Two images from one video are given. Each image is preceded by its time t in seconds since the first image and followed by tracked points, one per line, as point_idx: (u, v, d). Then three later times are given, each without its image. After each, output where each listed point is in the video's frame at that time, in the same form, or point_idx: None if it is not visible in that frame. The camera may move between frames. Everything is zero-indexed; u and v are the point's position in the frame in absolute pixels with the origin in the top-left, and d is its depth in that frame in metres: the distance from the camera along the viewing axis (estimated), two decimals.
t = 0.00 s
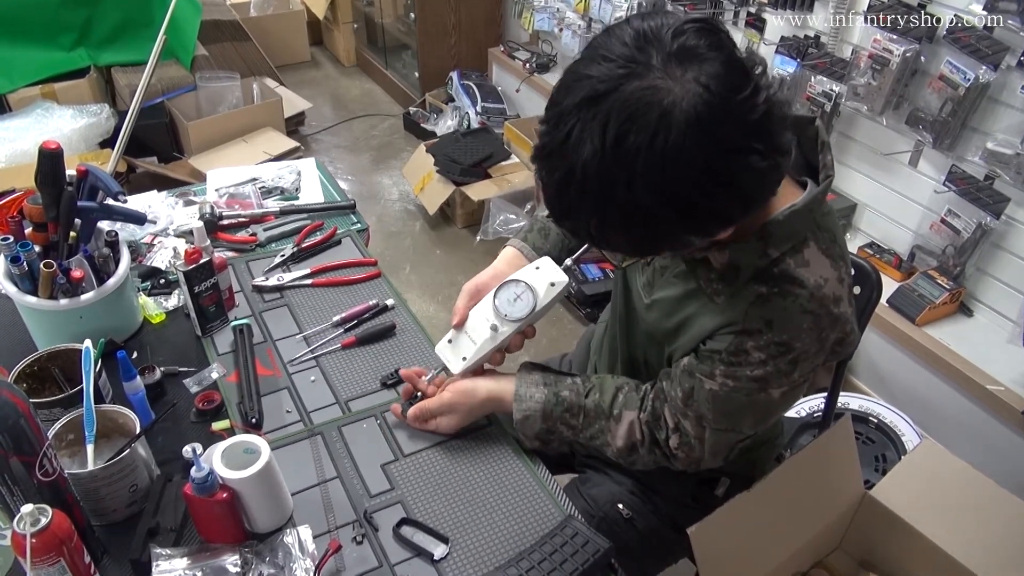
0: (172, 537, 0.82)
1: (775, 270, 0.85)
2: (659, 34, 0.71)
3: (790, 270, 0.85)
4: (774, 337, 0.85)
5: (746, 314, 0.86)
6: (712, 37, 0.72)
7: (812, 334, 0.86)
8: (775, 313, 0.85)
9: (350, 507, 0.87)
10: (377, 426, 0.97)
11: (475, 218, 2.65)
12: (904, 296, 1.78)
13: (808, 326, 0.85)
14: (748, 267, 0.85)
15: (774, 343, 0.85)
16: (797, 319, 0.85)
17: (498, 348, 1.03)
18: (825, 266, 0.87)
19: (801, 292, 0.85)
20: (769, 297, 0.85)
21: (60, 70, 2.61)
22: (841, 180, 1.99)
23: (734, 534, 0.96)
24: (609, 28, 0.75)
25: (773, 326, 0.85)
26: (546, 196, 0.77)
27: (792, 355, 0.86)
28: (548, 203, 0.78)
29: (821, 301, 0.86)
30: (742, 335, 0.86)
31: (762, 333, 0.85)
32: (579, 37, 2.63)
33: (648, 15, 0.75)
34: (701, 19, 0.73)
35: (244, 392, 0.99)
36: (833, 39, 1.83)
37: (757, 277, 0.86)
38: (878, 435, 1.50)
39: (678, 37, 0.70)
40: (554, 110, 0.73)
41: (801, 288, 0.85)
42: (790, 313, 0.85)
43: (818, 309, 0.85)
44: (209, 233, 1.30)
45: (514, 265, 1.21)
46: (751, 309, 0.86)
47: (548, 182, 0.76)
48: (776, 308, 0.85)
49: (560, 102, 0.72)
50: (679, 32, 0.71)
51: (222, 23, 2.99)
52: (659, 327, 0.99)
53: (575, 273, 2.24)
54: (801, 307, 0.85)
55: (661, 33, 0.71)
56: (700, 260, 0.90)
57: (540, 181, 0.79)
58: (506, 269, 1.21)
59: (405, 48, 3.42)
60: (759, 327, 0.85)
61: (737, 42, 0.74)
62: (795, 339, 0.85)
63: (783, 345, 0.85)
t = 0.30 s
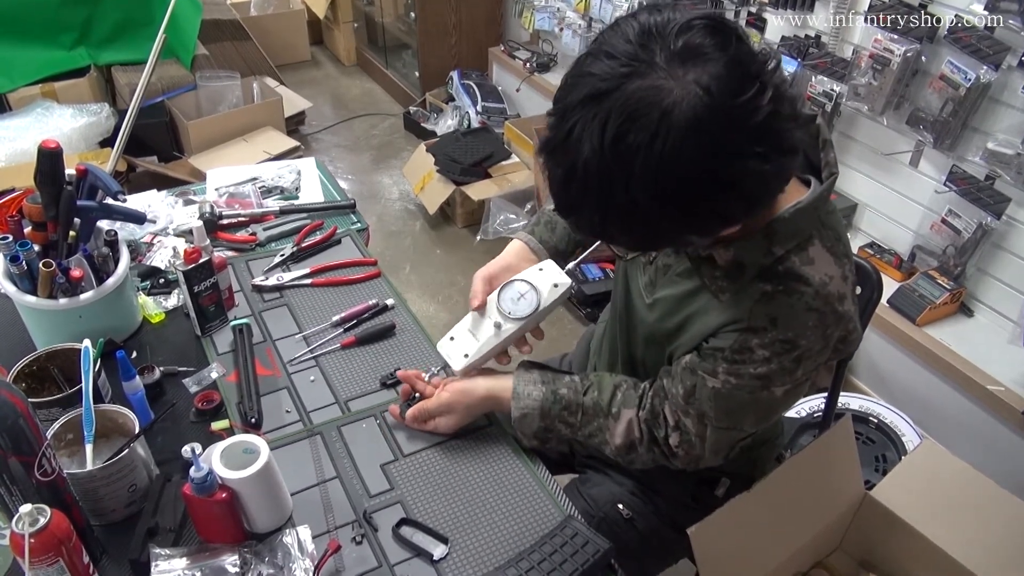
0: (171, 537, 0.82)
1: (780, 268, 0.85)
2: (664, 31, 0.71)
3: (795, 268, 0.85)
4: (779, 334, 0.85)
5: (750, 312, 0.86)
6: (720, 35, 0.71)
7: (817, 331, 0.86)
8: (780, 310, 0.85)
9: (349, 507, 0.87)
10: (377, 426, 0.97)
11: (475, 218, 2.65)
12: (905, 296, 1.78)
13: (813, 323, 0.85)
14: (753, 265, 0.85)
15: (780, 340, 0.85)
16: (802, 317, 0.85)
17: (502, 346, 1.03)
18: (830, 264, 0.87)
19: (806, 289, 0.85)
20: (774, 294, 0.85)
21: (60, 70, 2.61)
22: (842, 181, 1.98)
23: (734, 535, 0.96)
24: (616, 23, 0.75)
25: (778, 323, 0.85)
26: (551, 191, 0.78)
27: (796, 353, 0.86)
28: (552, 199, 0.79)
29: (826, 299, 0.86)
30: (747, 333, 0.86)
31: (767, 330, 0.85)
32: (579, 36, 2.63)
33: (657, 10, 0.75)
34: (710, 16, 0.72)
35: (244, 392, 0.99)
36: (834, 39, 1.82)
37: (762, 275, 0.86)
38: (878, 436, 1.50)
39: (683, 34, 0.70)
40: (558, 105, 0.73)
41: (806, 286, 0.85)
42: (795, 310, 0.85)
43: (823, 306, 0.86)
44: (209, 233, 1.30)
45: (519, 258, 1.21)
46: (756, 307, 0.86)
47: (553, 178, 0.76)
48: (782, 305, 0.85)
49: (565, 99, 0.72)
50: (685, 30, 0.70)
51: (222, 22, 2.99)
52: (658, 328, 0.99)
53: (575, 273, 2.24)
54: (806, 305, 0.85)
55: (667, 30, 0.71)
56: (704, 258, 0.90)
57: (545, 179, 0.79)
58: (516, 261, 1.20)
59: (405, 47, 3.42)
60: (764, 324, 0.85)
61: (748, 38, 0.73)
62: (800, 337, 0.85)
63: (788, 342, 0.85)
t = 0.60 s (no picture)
0: (170, 537, 0.82)
1: (782, 268, 0.85)
2: (676, 28, 0.71)
3: (797, 267, 0.85)
4: (781, 334, 0.85)
5: (753, 311, 0.86)
6: (730, 33, 0.72)
7: (819, 331, 0.86)
8: (782, 310, 0.85)
9: (349, 507, 0.87)
10: (377, 426, 0.97)
11: (475, 218, 2.65)
12: (905, 295, 1.77)
13: (815, 323, 0.85)
14: (756, 265, 0.85)
15: (781, 340, 0.85)
16: (805, 317, 0.85)
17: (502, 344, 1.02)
18: (832, 264, 0.87)
19: (808, 289, 0.85)
20: (776, 294, 0.85)
21: (60, 69, 2.61)
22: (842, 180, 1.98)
23: (734, 535, 0.96)
24: (624, 20, 0.75)
25: (780, 323, 0.85)
26: (557, 190, 0.77)
27: (797, 353, 0.86)
28: (558, 198, 0.78)
29: (828, 299, 0.86)
30: (749, 332, 0.86)
31: (769, 330, 0.85)
32: (579, 35, 2.63)
33: (665, 7, 0.75)
34: (719, 14, 0.73)
35: (243, 392, 0.99)
36: (833, 38, 1.82)
37: (764, 275, 0.85)
38: (878, 435, 1.50)
39: (695, 31, 0.70)
40: (567, 102, 0.72)
41: (808, 286, 0.85)
42: (798, 310, 0.85)
43: (825, 306, 0.86)
44: (209, 232, 1.29)
45: (506, 248, 1.18)
46: (758, 306, 0.86)
47: (559, 176, 0.76)
48: (784, 305, 0.85)
49: (573, 96, 0.72)
50: (696, 27, 0.71)
51: (222, 22, 2.99)
52: (660, 328, 0.99)
53: (575, 272, 2.24)
54: (809, 305, 0.85)
55: (678, 27, 0.71)
56: (705, 258, 0.90)
57: (550, 178, 0.78)
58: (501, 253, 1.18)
59: (405, 47, 3.42)
60: (767, 324, 0.85)
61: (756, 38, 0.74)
62: (802, 336, 0.85)
63: (790, 342, 0.85)
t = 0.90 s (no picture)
0: (171, 537, 0.82)
1: (785, 271, 0.85)
2: (681, 33, 0.71)
3: (800, 271, 0.85)
4: (785, 337, 0.85)
5: (756, 315, 0.85)
6: (735, 37, 0.72)
7: (822, 334, 0.86)
8: (785, 313, 0.85)
9: (350, 507, 0.87)
10: (378, 426, 0.97)
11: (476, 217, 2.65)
12: (905, 295, 1.78)
13: (818, 327, 0.86)
14: (759, 268, 0.84)
15: (784, 343, 0.85)
16: (808, 320, 0.85)
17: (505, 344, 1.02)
18: (835, 267, 0.88)
19: (811, 293, 0.85)
20: (779, 297, 0.85)
21: (60, 69, 2.61)
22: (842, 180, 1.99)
23: (734, 536, 0.96)
24: (629, 25, 0.75)
25: (783, 326, 0.85)
26: (562, 194, 0.77)
27: (800, 356, 0.86)
28: (564, 205, 0.79)
29: (831, 302, 0.86)
30: (752, 335, 0.85)
31: (773, 333, 0.85)
32: (580, 35, 2.63)
33: (670, 12, 0.76)
34: (724, 19, 0.74)
35: (244, 392, 0.99)
36: (834, 39, 1.82)
37: (767, 278, 0.85)
38: (878, 435, 1.50)
39: (700, 36, 0.71)
40: (573, 109, 0.73)
41: (811, 289, 0.85)
42: (801, 313, 0.85)
43: (828, 309, 0.86)
44: (209, 232, 1.29)
45: (508, 247, 1.17)
46: (761, 310, 0.85)
47: (564, 181, 0.76)
48: (786, 308, 0.85)
49: (580, 102, 0.72)
50: (701, 32, 0.71)
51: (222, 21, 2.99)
52: (662, 329, 0.99)
53: (576, 272, 2.24)
54: (812, 308, 0.85)
55: (683, 32, 0.71)
56: (708, 260, 0.88)
57: (556, 181, 0.79)
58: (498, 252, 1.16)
59: (405, 47, 3.42)
60: (770, 327, 0.85)
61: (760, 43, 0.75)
62: (805, 340, 0.85)
63: (793, 345, 0.85)
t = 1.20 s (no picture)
0: (171, 537, 0.82)
1: (786, 272, 0.85)
2: (688, 31, 0.71)
3: (801, 271, 0.85)
4: (785, 338, 0.85)
5: (757, 315, 0.85)
6: (742, 35, 0.72)
7: (822, 334, 0.86)
8: (785, 314, 0.85)
9: (349, 507, 0.87)
10: (377, 426, 0.97)
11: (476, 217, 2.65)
12: (904, 295, 1.78)
13: (818, 328, 0.86)
14: (760, 268, 0.84)
15: (784, 343, 0.85)
16: (808, 320, 0.85)
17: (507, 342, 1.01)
18: (835, 267, 0.88)
19: (811, 293, 0.85)
20: (780, 298, 0.85)
21: (60, 69, 2.61)
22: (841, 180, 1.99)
23: (734, 536, 0.96)
24: (634, 23, 0.75)
25: (783, 327, 0.85)
26: (567, 194, 0.78)
27: (800, 356, 0.86)
28: (568, 204, 0.79)
29: (831, 302, 0.86)
30: (752, 335, 0.85)
31: (773, 333, 0.85)
32: (579, 35, 2.63)
33: (675, 11, 0.75)
34: (730, 17, 0.73)
35: (244, 392, 0.99)
36: (833, 39, 1.82)
37: (768, 278, 0.85)
38: (878, 435, 1.50)
39: (707, 34, 0.71)
40: (579, 106, 0.73)
41: (811, 290, 0.85)
42: (801, 313, 0.85)
43: (828, 309, 0.86)
44: (209, 232, 1.29)
45: (512, 254, 1.18)
46: (762, 310, 0.85)
47: (569, 181, 0.76)
48: (786, 309, 0.85)
49: (586, 100, 0.72)
50: (708, 30, 0.71)
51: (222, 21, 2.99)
52: (663, 329, 0.99)
53: (575, 272, 2.24)
54: (812, 308, 0.85)
55: (690, 30, 0.71)
56: (708, 261, 0.89)
57: (560, 181, 0.79)
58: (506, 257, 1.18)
59: (405, 47, 3.42)
60: (770, 327, 0.85)
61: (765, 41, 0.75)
62: (805, 340, 0.86)
63: (793, 345, 0.85)
